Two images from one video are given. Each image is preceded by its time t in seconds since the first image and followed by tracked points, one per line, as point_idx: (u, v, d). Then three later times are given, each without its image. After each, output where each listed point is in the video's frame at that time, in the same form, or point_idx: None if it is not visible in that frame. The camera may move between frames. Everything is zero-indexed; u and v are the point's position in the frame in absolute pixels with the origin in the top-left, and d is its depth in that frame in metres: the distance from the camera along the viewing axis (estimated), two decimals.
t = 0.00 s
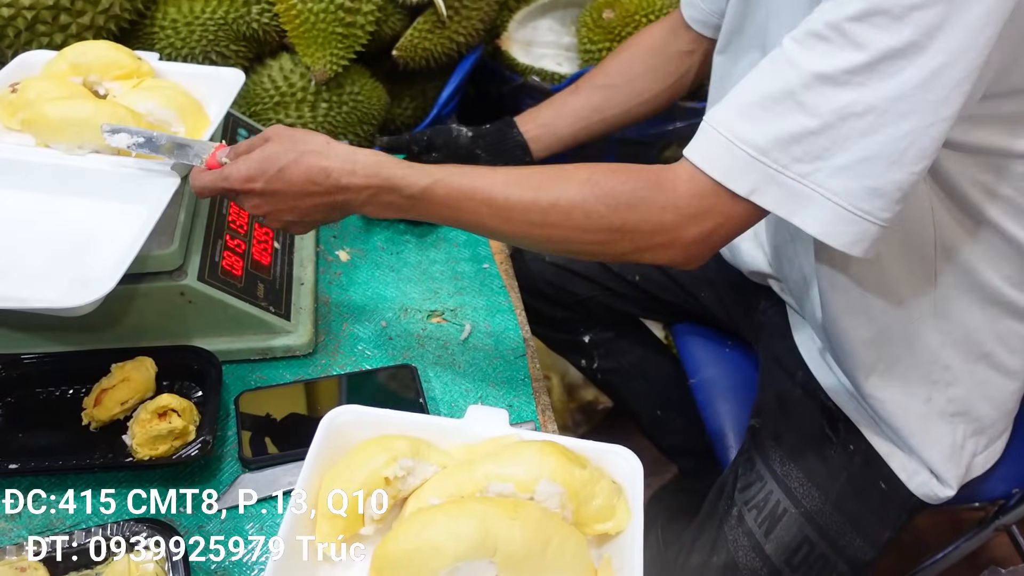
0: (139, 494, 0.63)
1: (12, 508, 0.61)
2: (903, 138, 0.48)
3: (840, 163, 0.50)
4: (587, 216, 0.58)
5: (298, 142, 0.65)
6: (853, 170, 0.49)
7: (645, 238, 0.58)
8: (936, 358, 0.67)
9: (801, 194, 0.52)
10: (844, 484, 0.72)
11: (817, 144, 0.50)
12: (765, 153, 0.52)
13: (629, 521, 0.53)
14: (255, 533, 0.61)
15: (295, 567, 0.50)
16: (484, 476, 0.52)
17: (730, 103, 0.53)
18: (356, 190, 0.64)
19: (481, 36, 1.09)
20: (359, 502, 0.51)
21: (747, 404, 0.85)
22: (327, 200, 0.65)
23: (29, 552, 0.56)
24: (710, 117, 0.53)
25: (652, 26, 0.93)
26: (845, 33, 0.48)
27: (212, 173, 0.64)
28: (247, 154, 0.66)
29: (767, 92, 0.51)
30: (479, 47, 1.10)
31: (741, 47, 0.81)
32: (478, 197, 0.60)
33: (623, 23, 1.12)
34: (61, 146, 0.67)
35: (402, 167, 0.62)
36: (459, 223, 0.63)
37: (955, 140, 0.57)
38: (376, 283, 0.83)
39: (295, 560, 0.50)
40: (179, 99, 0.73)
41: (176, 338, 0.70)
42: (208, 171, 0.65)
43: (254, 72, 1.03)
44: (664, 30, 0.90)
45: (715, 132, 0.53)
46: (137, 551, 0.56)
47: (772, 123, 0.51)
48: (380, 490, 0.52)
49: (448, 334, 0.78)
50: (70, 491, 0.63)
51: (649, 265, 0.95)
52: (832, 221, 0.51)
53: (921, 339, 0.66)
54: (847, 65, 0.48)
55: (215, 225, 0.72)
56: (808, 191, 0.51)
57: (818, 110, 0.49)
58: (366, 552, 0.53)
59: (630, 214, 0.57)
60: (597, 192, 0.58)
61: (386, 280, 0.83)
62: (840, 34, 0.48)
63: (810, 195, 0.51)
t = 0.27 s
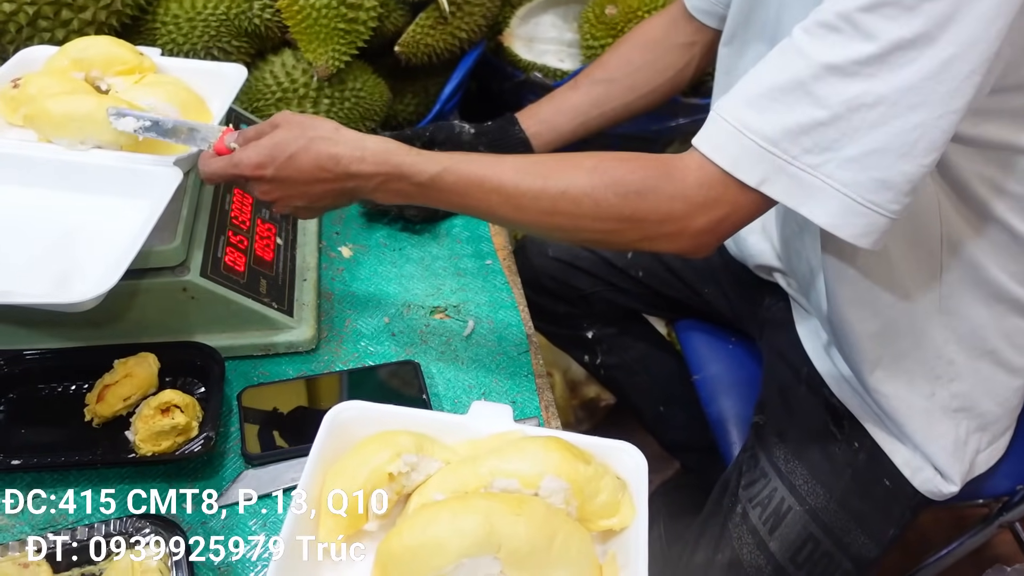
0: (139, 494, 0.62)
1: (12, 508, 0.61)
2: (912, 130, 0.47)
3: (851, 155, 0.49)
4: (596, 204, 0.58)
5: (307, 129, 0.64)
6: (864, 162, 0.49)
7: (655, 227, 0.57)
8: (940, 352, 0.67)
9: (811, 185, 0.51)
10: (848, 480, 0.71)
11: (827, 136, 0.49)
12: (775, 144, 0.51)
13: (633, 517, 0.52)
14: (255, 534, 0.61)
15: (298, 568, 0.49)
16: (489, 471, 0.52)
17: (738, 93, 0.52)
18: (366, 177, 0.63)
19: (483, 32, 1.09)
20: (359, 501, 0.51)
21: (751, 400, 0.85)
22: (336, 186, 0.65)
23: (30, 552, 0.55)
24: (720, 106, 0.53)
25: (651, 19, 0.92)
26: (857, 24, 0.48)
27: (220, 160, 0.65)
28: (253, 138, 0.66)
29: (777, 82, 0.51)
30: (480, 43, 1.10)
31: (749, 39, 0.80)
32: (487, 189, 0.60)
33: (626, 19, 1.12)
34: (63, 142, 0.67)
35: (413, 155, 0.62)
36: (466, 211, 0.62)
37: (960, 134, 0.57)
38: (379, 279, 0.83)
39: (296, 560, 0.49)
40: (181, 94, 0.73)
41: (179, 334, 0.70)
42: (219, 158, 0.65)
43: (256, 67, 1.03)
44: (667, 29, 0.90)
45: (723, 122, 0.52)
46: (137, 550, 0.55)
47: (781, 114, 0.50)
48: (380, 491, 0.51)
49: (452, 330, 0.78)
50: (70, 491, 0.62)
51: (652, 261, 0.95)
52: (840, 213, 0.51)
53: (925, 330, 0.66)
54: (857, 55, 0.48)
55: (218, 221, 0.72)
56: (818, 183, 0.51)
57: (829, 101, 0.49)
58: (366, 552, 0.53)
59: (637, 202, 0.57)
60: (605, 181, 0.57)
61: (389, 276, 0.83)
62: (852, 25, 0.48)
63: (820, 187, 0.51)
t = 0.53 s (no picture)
0: (139, 494, 0.62)
1: (12, 507, 0.61)
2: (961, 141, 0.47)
3: (900, 165, 0.49)
4: (638, 212, 0.57)
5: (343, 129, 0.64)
6: (914, 172, 0.48)
7: (699, 235, 0.57)
8: (946, 354, 0.67)
9: (862, 197, 0.50)
10: (854, 483, 0.71)
11: (876, 145, 0.49)
12: (824, 155, 0.50)
13: (636, 515, 0.52)
14: (255, 534, 0.61)
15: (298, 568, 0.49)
16: (491, 469, 0.52)
17: (779, 102, 0.51)
18: (405, 179, 0.63)
19: (485, 30, 1.09)
20: (359, 501, 0.51)
21: (753, 399, 0.84)
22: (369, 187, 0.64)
23: (29, 552, 0.55)
24: (761, 117, 0.52)
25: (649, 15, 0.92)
26: (904, 31, 0.47)
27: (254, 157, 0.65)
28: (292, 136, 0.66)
29: (821, 92, 0.50)
30: (482, 40, 1.10)
31: (761, 35, 0.80)
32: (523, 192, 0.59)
33: (627, 16, 1.12)
34: (65, 139, 0.67)
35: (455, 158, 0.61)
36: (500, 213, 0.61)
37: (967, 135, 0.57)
38: (380, 278, 0.83)
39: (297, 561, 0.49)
40: (183, 92, 0.73)
41: (181, 332, 0.70)
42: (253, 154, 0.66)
43: (257, 65, 1.02)
44: (671, 27, 0.90)
45: (765, 133, 0.51)
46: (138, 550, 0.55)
47: (828, 125, 0.50)
48: (380, 491, 0.51)
49: (453, 328, 0.78)
50: (70, 492, 0.62)
51: (655, 260, 0.95)
52: (890, 222, 0.50)
53: (931, 330, 0.65)
54: (905, 63, 0.47)
55: (220, 219, 0.72)
56: (868, 194, 0.50)
57: (878, 111, 0.48)
58: (366, 552, 0.53)
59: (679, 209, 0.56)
60: (647, 189, 0.56)
61: (391, 273, 0.83)
62: (898, 32, 0.47)
63: (872, 198, 0.50)
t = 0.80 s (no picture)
0: (139, 495, 0.62)
1: (12, 507, 0.61)
2: None
3: (1005, 199, 0.49)
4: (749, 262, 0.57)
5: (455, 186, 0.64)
6: (1020, 205, 0.48)
7: (806, 284, 0.57)
8: (948, 356, 0.65)
9: (975, 235, 0.50)
10: (859, 483, 0.71)
11: (978, 181, 0.49)
12: (924, 199, 0.50)
13: (636, 512, 0.52)
14: (256, 533, 0.61)
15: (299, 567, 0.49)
16: (491, 467, 0.52)
17: (863, 156, 0.51)
18: (511, 241, 0.64)
19: (485, 27, 1.09)
20: (359, 501, 0.51)
21: (754, 396, 0.85)
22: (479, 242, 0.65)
23: (29, 552, 0.55)
24: (842, 170, 0.51)
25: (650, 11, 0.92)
26: (982, 66, 0.47)
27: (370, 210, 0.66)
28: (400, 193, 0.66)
29: (903, 140, 0.49)
30: (483, 38, 1.10)
31: (770, 32, 0.80)
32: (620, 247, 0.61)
33: (627, 13, 1.11)
34: (65, 138, 0.67)
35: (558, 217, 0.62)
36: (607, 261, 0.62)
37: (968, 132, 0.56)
38: (381, 275, 0.83)
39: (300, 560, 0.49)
40: (183, 90, 0.73)
41: (182, 330, 0.70)
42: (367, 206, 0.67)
43: (257, 62, 1.02)
44: (672, 24, 0.90)
45: (854, 186, 0.51)
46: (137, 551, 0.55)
47: (919, 170, 0.49)
48: (379, 491, 0.51)
49: (454, 326, 0.78)
50: (70, 492, 0.62)
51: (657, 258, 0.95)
52: (1009, 256, 0.50)
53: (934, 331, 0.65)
54: (990, 99, 0.47)
55: (220, 217, 0.72)
56: (977, 232, 0.50)
57: (973, 149, 0.48)
58: (365, 552, 0.53)
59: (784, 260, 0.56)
60: (749, 245, 0.57)
61: (391, 271, 0.83)
62: (975, 68, 0.47)
63: (984, 237, 0.50)
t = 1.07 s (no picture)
0: (139, 494, 0.62)
1: (12, 507, 0.61)
2: None
3: None
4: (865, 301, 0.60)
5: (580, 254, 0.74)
6: None
7: (913, 316, 0.59)
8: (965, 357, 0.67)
9: None
10: (873, 483, 0.72)
11: None
12: None
13: (638, 509, 0.52)
14: (255, 534, 0.61)
15: (299, 567, 0.49)
16: (493, 463, 0.52)
17: (959, 208, 0.53)
18: (633, 298, 0.72)
19: (487, 24, 1.09)
20: (359, 502, 0.52)
21: (756, 392, 0.85)
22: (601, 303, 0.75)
23: (29, 552, 0.55)
24: (936, 223, 0.54)
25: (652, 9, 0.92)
26: None
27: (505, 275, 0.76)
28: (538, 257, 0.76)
29: (995, 187, 0.52)
30: (485, 35, 1.09)
31: (780, 33, 0.81)
32: (749, 298, 0.66)
33: (628, 10, 1.11)
34: (68, 134, 0.67)
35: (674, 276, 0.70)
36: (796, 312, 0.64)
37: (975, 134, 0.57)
38: (383, 272, 0.83)
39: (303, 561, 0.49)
40: (186, 87, 0.73)
41: (184, 327, 0.70)
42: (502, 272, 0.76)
43: (259, 60, 1.02)
44: (676, 22, 0.90)
45: (956, 238, 0.53)
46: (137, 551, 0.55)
47: (1013, 214, 0.52)
48: (379, 491, 0.52)
49: (456, 322, 0.78)
50: (70, 491, 0.62)
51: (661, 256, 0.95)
52: None
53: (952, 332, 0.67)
54: None
55: (222, 214, 0.72)
56: None
57: None
58: (365, 552, 0.53)
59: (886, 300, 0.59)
60: (860, 284, 0.60)
61: (392, 269, 0.83)
62: None
63: None
